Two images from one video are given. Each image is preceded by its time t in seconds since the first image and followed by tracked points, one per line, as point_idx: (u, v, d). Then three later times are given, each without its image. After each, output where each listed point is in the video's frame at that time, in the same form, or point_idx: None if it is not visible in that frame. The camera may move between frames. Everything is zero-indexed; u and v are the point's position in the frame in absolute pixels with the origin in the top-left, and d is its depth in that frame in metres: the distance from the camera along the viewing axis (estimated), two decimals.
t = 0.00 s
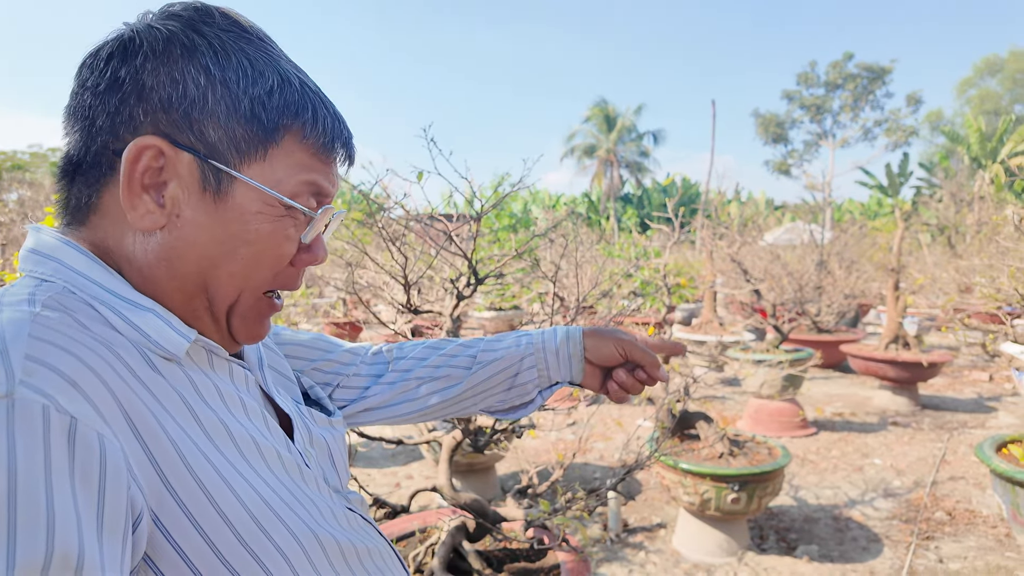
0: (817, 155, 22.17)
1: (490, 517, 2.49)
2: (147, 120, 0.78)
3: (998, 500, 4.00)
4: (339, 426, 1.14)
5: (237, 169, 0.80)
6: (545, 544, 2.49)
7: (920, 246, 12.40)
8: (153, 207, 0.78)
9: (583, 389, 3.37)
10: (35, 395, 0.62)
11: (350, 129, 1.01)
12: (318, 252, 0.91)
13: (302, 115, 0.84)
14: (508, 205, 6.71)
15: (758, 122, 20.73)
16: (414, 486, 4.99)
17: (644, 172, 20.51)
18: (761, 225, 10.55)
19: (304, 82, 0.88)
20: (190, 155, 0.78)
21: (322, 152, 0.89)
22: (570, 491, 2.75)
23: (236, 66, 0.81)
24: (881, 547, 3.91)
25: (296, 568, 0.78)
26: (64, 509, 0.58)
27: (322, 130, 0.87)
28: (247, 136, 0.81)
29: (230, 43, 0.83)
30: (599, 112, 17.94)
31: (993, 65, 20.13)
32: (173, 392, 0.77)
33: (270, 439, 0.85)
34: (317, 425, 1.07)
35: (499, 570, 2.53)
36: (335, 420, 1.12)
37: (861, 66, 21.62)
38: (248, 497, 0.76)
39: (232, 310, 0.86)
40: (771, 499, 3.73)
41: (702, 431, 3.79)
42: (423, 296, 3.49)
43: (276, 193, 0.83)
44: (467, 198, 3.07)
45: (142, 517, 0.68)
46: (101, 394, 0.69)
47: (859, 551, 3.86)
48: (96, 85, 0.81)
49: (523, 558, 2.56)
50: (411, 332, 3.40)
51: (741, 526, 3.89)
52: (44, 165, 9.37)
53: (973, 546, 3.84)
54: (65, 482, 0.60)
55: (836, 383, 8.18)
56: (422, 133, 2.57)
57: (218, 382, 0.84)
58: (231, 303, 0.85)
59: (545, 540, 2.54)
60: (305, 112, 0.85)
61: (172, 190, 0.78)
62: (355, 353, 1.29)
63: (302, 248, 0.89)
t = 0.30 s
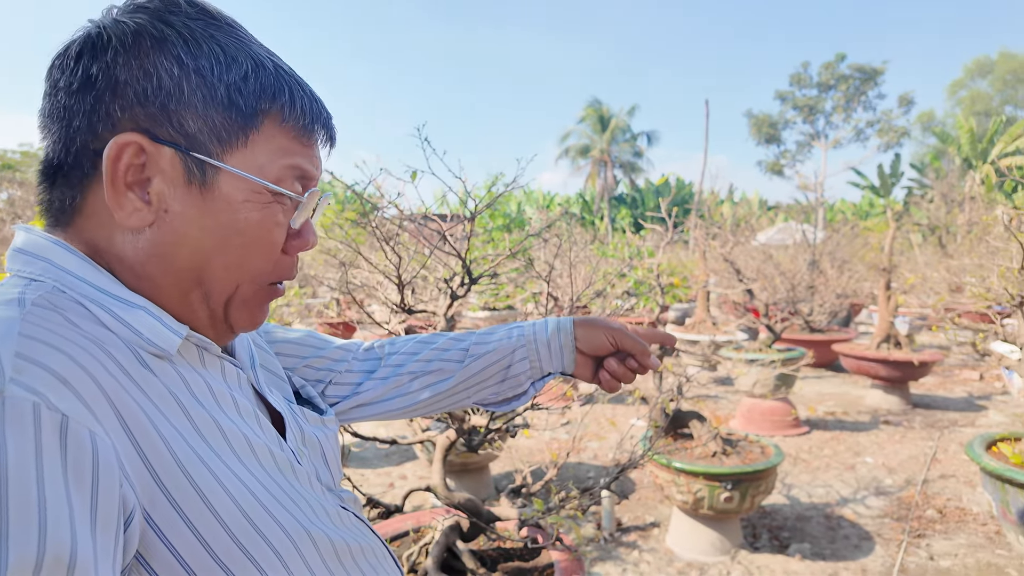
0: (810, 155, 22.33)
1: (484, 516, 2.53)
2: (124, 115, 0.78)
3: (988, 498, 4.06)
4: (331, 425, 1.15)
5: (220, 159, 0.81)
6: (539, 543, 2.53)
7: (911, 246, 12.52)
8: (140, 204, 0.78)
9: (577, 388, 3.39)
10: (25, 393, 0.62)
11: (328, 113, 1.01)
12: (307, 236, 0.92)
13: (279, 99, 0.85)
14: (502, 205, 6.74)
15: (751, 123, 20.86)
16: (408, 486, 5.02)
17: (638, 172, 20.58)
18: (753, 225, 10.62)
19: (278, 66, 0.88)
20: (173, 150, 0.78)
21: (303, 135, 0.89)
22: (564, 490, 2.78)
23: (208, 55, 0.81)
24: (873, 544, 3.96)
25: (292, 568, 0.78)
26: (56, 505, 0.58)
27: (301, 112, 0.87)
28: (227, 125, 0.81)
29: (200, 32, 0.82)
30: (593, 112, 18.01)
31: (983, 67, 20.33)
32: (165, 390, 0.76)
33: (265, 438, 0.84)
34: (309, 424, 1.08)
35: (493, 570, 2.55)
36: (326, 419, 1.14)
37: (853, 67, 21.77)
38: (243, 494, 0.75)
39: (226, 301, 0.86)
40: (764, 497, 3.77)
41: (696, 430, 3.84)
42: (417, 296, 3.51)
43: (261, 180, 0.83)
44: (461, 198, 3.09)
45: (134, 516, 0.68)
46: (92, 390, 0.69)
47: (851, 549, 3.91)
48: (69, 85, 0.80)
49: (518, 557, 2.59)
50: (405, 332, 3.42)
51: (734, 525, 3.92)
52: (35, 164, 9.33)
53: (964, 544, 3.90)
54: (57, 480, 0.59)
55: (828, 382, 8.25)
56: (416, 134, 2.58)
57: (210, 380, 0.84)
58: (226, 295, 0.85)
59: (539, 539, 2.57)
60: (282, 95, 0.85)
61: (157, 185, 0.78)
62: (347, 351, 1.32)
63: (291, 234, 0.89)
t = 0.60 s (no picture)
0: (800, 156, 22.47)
1: (475, 516, 2.54)
2: (83, 109, 0.78)
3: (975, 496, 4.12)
4: (317, 425, 1.16)
5: (186, 150, 0.82)
6: (530, 542, 2.54)
7: (900, 246, 12.63)
8: (106, 199, 0.79)
9: (568, 387, 3.39)
10: (5, 392, 0.62)
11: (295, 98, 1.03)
12: (277, 221, 0.94)
13: (243, 87, 0.86)
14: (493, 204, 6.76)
15: (742, 123, 20.97)
16: (399, 486, 5.03)
17: (630, 173, 20.66)
18: (744, 225, 10.69)
19: (237, 51, 0.88)
20: (137, 143, 0.79)
21: (268, 122, 0.90)
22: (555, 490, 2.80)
23: (166, 45, 0.81)
24: (862, 542, 4.00)
25: (277, 567, 0.79)
26: (33, 503, 0.59)
27: (265, 98, 0.88)
28: (191, 115, 0.82)
29: (155, 19, 0.82)
30: (585, 113, 18.06)
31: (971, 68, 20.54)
32: (148, 389, 0.77)
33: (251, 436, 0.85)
34: (295, 424, 1.09)
35: (483, 569, 2.57)
36: (312, 419, 1.15)
37: (843, 68, 21.93)
38: (227, 492, 0.76)
39: (201, 291, 0.89)
40: (754, 496, 3.81)
41: (687, 429, 3.88)
42: (408, 295, 3.52)
43: (229, 170, 0.84)
44: (452, 198, 3.11)
45: (117, 515, 0.69)
46: (73, 388, 0.70)
47: (840, 547, 3.96)
48: (23, 79, 0.80)
49: (508, 556, 2.61)
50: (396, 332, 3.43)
51: (725, 524, 3.95)
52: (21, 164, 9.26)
53: (951, 541, 3.96)
54: (36, 478, 0.60)
55: (818, 381, 8.32)
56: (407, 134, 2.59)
57: (195, 377, 0.85)
58: (200, 285, 0.88)
59: (530, 539, 2.59)
60: (245, 83, 0.86)
61: (123, 179, 0.79)
62: (333, 348, 1.33)
63: (262, 221, 0.91)
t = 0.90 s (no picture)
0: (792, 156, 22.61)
1: (469, 516, 2.55)
2: (60, 111, 0.80)
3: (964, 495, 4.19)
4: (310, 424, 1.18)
5: (167, 147, 0.84)
6: (524, 543, 2.58)
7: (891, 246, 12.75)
8: (92, 202, 0.82)
9: (562, 388, 3.39)
10: None
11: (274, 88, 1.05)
12: (270, 212, 0.96)
13: (219, 77, 0.87)
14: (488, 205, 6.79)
15: (735, 124, 21.08)
16: (394, 487, 5.05)
17: (623, 173, 20.73)
18: (737, 226, 10.76)
19: (211, 42, 0.90)
20: (117, 143, 0.81)
21: (251, 111, 0.92)
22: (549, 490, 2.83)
23: (137, 39, 0.83)
24: (853, 541, 4.06)
25: (268, 565, 0.81)
26: (27, 505, 0.58)
27: (243, 87, 0.90)
28: (168, 109, 0.84)
29: (125, 15, 0.84)
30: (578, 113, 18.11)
31: (961, 70, 20.75)
32: (138, 392, 0.79)
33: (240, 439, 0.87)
34: (287, 423, 1.12)
35: (478, 569, 2.61)
36: (306, 418, 1.17)
37: (835, 69, 22.09)
38: (218, 493, 0.79)
39: (197, 288, 0.90)
40: (746, 495, 3.85)
41: (680, 429, 3.93)
42: (403, 296, 3.54)
43: (212, 163, 0.86)
44: (446, 199, 3.13)
45: (109, 519, 0.70)
46: (63, 391, 0.71)
47: (831, 545, 4.01)
48: None
49: (503, 556, 2.65)
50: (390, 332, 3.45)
51: (717, 524, 3.99)
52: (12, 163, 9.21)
53: (941, 539, 4.03)
54: (29, 483, 0.59)
55: (811, 381, 8.40)
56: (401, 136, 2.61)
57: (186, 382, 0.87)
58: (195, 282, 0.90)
59: (524, 539, 2.62)
60: (221, 73, 0.88)
61: (107, 180, 0.82)
62: (328, 333, 1.35)
63: (253, 214, 0.94)
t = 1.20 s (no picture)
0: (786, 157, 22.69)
1: (463, 517, 2.54)
2: (43, 121, 0.76)
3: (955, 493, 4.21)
4: (299, 424, 1.17)
5: (156, 160, 0.81)
6: (518, 543, 2.57)
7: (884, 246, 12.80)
8: (77, 214, 0.78)
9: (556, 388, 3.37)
10: None
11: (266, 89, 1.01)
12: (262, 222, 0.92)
13: (210, 88, 0.84)
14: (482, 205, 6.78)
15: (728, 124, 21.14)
16: (388, 487, 5.04)
17: (617, 173, 20.75)
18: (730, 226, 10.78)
19: (201, 51, 0.86)
20: (104, 155, 0.78)
21: (243, 122, 0.89)
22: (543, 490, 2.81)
23: (125, 49, 0.79)
24: (846, 540, 4.07)
25: (256, 565, 0.79)
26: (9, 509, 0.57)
27: (235, 98, 0.86)
28: (156, 121, 0.80)
29: (111, 23, 0.80)
30: (572, 114, 18.14)
31: (952, 71, 20.88)
32: (123, 394, 0.77)
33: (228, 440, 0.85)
34: (277, 424, 1.09)
35: (472, 570, 2.60)
36: (294, 419, 1.15)
37: (828, 70, 22.18)
38: (206, 494, 0.77)
39: (181, 300, 0.88)
40: (740, 494, 3.86)
41: (673, 428, 3.93)
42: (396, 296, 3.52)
43: (202, 177, 0.83)
44: (439, 198, 3.11)
45: (94, 521, 0.68)
46: (45, 393, 0.70)
47: (825, 544, 4.02)
48: None
49: (497, 557, 2.64)
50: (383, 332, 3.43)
51: (711, 523, 3.99)
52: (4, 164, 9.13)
53: (933, 537, 4.05)
54: (10, 487, 0.58)
55: (804, 380, 8.42)
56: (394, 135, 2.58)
57: (171, 387, 0.85)
58: (180, 294, 0.87)
59: (518, 540, 2.62)
60: (212, 84, 0.84)
61: (93, 193, 0.78)
62: (321, 320, 1.33)
63: (244, 224, 0.91)
